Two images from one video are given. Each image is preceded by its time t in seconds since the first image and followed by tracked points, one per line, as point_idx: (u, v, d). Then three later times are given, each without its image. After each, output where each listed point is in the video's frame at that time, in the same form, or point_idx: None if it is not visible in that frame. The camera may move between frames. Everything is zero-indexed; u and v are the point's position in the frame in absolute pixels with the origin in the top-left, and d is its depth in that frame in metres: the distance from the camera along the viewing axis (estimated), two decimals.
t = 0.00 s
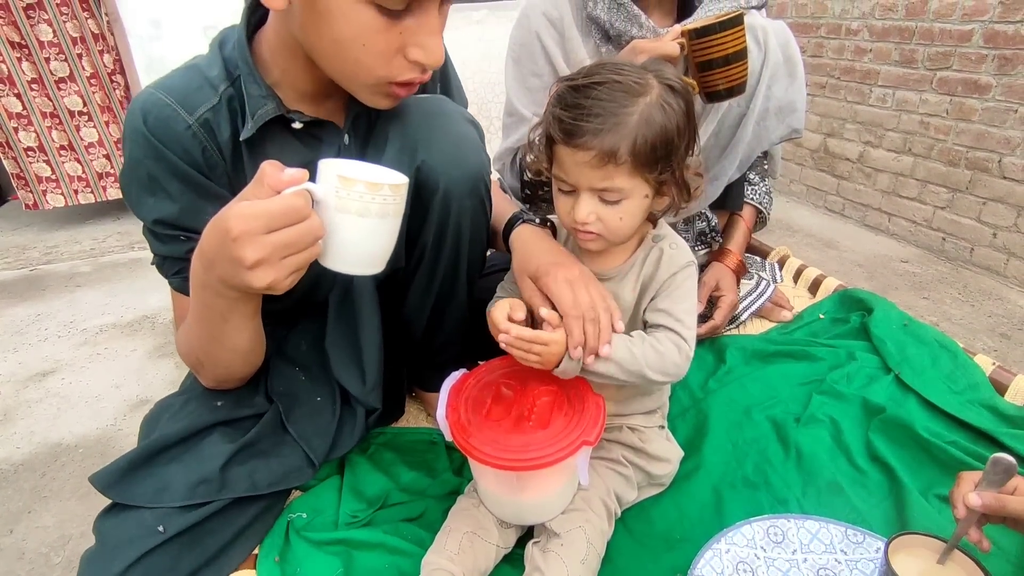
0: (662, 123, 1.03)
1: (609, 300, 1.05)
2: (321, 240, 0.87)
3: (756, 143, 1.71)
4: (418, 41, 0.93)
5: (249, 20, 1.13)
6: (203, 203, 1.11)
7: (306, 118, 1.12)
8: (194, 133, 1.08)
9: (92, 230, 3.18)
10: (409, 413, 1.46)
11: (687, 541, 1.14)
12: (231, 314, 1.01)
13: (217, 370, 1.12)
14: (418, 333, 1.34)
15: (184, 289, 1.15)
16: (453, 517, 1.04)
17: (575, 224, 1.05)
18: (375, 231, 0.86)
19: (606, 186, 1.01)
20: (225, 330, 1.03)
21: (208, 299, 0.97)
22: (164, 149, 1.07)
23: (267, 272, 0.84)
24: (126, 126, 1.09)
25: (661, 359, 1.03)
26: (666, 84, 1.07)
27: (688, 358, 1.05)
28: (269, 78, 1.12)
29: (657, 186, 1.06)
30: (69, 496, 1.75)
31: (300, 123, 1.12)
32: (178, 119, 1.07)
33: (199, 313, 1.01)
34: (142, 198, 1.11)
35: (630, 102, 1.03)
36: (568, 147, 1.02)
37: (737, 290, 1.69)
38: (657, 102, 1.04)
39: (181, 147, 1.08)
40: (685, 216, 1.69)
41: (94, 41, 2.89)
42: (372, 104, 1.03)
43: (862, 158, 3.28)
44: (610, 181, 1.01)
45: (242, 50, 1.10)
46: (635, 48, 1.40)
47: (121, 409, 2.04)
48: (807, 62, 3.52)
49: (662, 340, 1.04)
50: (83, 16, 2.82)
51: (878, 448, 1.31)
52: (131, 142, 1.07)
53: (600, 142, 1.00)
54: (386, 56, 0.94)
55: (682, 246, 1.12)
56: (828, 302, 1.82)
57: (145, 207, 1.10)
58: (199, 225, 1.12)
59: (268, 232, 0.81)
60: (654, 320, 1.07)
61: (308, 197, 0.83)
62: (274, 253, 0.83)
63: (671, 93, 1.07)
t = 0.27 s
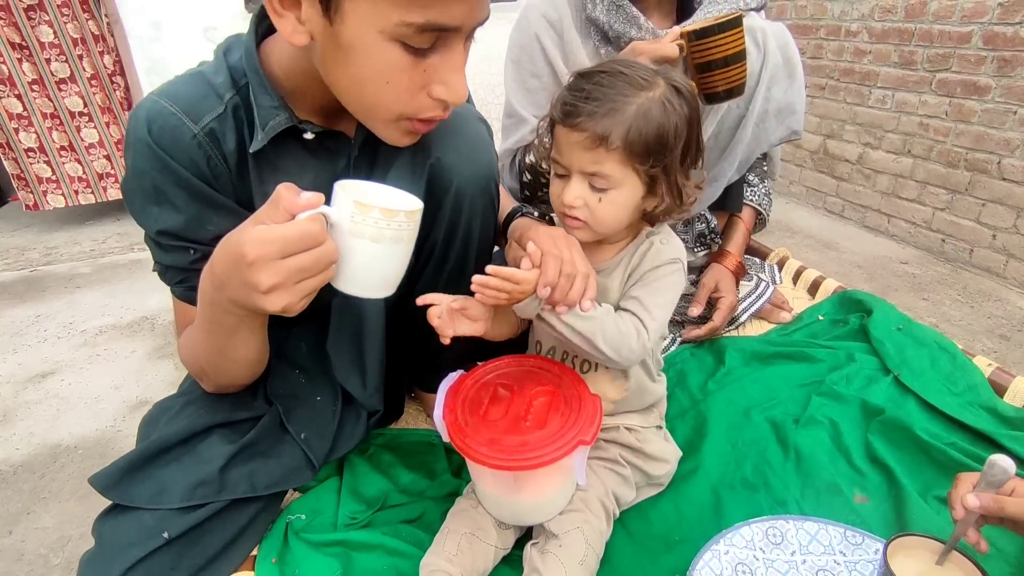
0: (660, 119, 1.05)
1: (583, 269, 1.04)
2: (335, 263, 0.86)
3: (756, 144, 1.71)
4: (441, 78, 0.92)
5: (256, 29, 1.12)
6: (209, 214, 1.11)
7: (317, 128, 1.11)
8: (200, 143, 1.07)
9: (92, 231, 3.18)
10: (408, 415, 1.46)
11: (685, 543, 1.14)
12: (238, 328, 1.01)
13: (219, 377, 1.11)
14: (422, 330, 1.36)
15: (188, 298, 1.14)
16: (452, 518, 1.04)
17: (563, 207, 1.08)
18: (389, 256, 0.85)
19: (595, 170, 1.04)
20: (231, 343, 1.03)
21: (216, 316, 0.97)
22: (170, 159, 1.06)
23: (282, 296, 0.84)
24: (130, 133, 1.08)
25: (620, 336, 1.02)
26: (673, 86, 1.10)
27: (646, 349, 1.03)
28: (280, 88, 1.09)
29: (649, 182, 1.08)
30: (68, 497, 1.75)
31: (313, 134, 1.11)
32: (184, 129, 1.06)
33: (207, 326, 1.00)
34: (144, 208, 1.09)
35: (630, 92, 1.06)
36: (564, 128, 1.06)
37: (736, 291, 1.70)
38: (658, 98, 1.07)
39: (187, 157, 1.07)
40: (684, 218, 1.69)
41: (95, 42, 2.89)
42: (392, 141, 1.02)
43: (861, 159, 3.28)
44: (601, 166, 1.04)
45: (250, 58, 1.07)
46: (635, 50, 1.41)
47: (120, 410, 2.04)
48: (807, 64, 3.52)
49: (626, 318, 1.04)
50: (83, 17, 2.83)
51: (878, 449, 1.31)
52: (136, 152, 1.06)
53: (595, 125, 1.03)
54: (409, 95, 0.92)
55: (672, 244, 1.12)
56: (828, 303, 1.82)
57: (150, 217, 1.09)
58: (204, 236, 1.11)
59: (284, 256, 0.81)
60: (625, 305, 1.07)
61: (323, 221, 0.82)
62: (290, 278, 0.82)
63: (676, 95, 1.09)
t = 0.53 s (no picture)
0: (654, 114, 1.10)
1: (528, 240, 1.01)
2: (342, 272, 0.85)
3: (756, 144, 1.71)
4: (479, 125, 0.94)
5: (272, 35, 1.11)
6: (219, 218, 1.10)
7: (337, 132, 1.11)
8: (213, 146, 1.06)
9: (92, 232, 3.18)
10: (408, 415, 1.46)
11: (686, 542, 1.14)
12: (244, 331, 1.01)
13: (225, 378, 1.12)
14: (430, 320, 1.38)
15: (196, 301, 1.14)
16: (452, 517, 1.04)
17: (549, 182, 1.13)
18: (397, 266, 0.85)
19: (584, 147, 1.09)
20: (237, 346, 1.03)
21: (222, 318, 0.97)
22: (183, 163, 1.05)
23: (290, 302, 0.84)
24: (140, 135, 1.06)
25: (575, 302, 1.02)
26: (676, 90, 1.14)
27: (603, 322, 1.03)
28: (299, 91, 1.08)
29: (635, 172, 1.11)
30: (68, 497, 1.74)
31: (333, 138, 1.11)
32: (196, 131, 1.05)
33: (214, 330, 1.00)
34: (155, 212, 1.09)
35: (631, 83, 1.12)
36: (564, 106, 1.13)
37: (736, 291, 1.70)
38: (657, 94, 1.12)
39: (199, 160, 1.06)
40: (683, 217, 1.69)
41: (96, 42, 2.89)
42: (422, 173, 1.04)
43: (861, 160, 3.28)
44: (588, 144, 1.09)
45: (268, 65, 1.07)
46: (635, 50, 1.41)
47: (120, 410, 2.04)
48: (807, 64, 3.53)
49: (586, 287, 1.05)
50: (84, 18, 2.83)
51: (878, 448, 1.31)
52: (149, 154, 1.05)
53: (590, 105, 1.09)
54: (447, 140, 0.95)
55: (651, 233, 1.13)
56: (828, 303, 1.82)
57: (161, 222, 1.08)
58: (215, 241, 1.11)
59: (293, 262, 0.81)
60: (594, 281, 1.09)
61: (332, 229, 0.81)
62: (298, 284, 0.82)
63: (677, 99, 1.14)
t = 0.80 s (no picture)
0: (657, 112, 1.10)
1: (516, 223, 1.00)
2: (346, 270, 0.85)
3: (756, 144, 1.71)
4: (489, 127, 0.95)
5: (280, 37, 1.12)
6: (227, 219, 1.10)
7: (345, 133, 1.12)
8: (222, 147, 1.06)
9: (91, 232, 3.17)
10: (408, 415, 1.46)
11: (685, 543, 1.14)
12: (247, 328, 1.01)
13: (229, 378, 1.11)
14: (431, 319, 1.37)
15: (201, 301, 1.14)
16: (452, 517, 1.04)
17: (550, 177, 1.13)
18: (401, 266, 0.85)
19: (587, 143, 1.09)
20: (241, 344, 1.03)
21: (225, 316, 0.97)
22: (192, 163, 1.05)
23: (293, 298, 0.84)
24: (149, 136, 1.06)
25: (565, 283, 1.03)
26: (677, 91, 1.15)
27: (592, 304, 1.03)
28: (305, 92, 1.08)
29: (635, 169, 1.11)
30: (68, 498, 1.74)
31: (341, 139, 1.12)
32: (206, 132, 1.05)
33: (219, 328, 1.00)
34: (162, 213, 1.08)
35: (634, 80, 1.12)
36: (569, 101, 1.13)
37: (736, 291, 1.70)
38: (660, 93, 1.12)
39: (208, 161, 1.06)
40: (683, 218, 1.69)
41: (97, 42, 2.89)
42: (427, 171, 1.04)
43: (861, 161, 3.28)
44: (592, 139, 1.09)
45: (277, 66, 1.07)
46: (635, 51, 1.41)
47: (119, 411, 2.04)
48: (807, 65, 3.53)
49: (578, 272, 1.05)
50: (85, 18, 2.83)
51: (878, 449, 1.31)
52: (158, 156, 1.05)
53: (594, 101, 1.09)
54: (456, 141, 0.95)
55: (651, 226, 1.14)
56: (828, 303, 1.82)
57: (167, 222, 1.08)
58: (222, 241, 1.10)
59: (297, 258, 0.81)
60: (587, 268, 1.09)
61: (337, 227, 0.81)
62: (301, 281, 0.82)
63: (679, 100, 1.15)
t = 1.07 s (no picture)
0: (646, 102, 1.10)
1: (514, 216, 0.99)
2: (344, 260, 0.85)
3: (755, 145, 1.71)
4: (484, 130, 0.94)
5: (281, 38, 1.12)
6: (228, 218, 1.10)
7: (346, 132, 1.12)
8: (223, 146, 1.06)
9: (91, 232, 3.17)
10: (408, 416, 1.46)
11: (685, 544, 1.14)
12: (247, 324, 1.00)
13: (228, 377, 1.11)
14: (429, 317, 1.37)
15: (202, 299, 1.13)
16: (452, 517, 1.03)
17: (545, 173, 1.14)
18: (400, 256, 0.85)
19: (577, 136, 1.10)
20: (241, 340, 1.03)
21: (226, 311, 0.97)
22: (194, 163, 1.05)
23: (293, 289, 0.83)
24: (151, 135, 1.06)
25: (566, 275, 1.03)
26: (667, 85, 1.16)
27: (593, 295, 1.03)
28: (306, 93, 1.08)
29: (627, 159, 1.10)
30: (67, 498, 1.74)
31: (340, 137, 1.12)
32: (208, 131, 1.05)
33: (219, 325, 1.00)
34: (164, 211, 1.07)
35: (622, 75, 1.13)
36: (560, 99, 1.14)
37: (735, 292, 1.70)
38: (648, 85, 1.13)
39: (209, 159, 1.06)
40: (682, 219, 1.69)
41: (97, 42, 2.89)
42: (424, 173, 1.04)
43: (861, 162, 3.28)
44: (581, 132, 1.10)
45: (278, 64, 1.07)
46: (634, 52, 1.41)
47: (118, 411, 2.04)
48: (806, 66, 3.53)
49: (579, 264, 1.05)
50: (85, 18, 2.83)
51: (877, 450, 1.31)
52: (161, 155, 1.04)
53: (583, 95, 1.11)
54: (451, 144, 0.94)
55: (653, 219, 1.13)
56: (827, 305, 1.82)
57: (168, 221, 1.07)
58: (223, 239, 1.10)
59: (297, 249, 0.81)
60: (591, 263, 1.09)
61: (336, 217, 0.81)
62: (302, 271, 0.82)
63: (669, 92, 1.15)
